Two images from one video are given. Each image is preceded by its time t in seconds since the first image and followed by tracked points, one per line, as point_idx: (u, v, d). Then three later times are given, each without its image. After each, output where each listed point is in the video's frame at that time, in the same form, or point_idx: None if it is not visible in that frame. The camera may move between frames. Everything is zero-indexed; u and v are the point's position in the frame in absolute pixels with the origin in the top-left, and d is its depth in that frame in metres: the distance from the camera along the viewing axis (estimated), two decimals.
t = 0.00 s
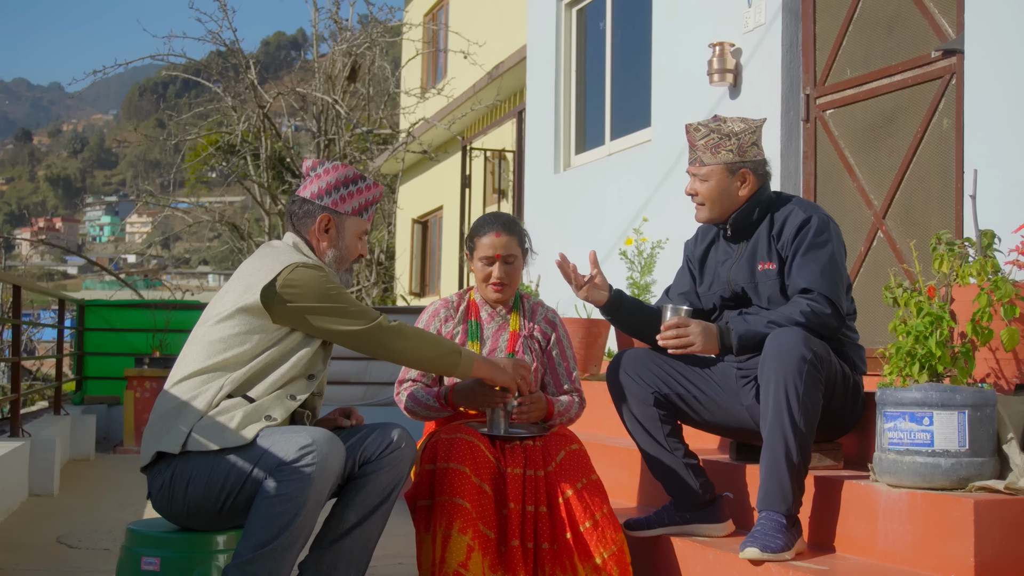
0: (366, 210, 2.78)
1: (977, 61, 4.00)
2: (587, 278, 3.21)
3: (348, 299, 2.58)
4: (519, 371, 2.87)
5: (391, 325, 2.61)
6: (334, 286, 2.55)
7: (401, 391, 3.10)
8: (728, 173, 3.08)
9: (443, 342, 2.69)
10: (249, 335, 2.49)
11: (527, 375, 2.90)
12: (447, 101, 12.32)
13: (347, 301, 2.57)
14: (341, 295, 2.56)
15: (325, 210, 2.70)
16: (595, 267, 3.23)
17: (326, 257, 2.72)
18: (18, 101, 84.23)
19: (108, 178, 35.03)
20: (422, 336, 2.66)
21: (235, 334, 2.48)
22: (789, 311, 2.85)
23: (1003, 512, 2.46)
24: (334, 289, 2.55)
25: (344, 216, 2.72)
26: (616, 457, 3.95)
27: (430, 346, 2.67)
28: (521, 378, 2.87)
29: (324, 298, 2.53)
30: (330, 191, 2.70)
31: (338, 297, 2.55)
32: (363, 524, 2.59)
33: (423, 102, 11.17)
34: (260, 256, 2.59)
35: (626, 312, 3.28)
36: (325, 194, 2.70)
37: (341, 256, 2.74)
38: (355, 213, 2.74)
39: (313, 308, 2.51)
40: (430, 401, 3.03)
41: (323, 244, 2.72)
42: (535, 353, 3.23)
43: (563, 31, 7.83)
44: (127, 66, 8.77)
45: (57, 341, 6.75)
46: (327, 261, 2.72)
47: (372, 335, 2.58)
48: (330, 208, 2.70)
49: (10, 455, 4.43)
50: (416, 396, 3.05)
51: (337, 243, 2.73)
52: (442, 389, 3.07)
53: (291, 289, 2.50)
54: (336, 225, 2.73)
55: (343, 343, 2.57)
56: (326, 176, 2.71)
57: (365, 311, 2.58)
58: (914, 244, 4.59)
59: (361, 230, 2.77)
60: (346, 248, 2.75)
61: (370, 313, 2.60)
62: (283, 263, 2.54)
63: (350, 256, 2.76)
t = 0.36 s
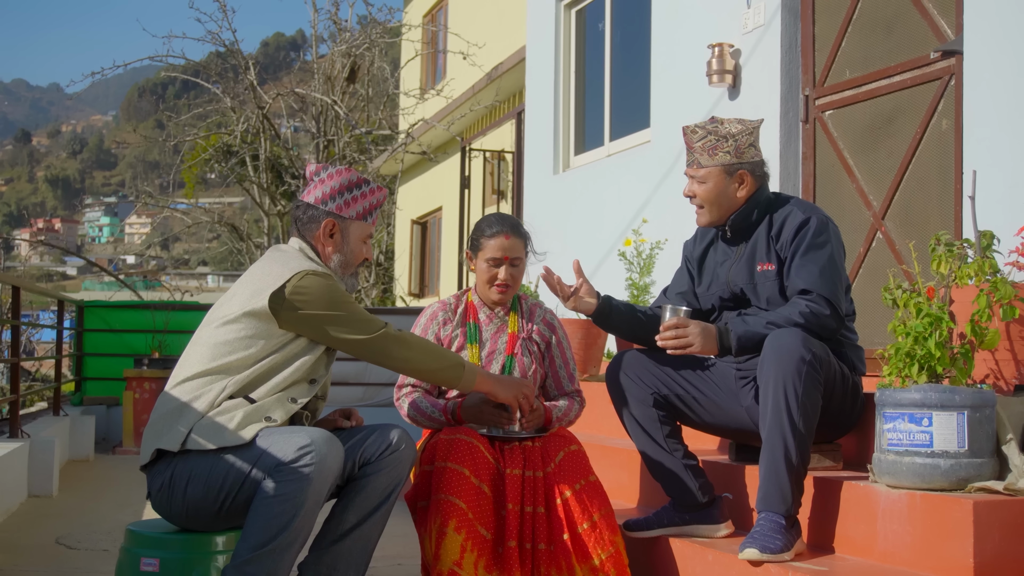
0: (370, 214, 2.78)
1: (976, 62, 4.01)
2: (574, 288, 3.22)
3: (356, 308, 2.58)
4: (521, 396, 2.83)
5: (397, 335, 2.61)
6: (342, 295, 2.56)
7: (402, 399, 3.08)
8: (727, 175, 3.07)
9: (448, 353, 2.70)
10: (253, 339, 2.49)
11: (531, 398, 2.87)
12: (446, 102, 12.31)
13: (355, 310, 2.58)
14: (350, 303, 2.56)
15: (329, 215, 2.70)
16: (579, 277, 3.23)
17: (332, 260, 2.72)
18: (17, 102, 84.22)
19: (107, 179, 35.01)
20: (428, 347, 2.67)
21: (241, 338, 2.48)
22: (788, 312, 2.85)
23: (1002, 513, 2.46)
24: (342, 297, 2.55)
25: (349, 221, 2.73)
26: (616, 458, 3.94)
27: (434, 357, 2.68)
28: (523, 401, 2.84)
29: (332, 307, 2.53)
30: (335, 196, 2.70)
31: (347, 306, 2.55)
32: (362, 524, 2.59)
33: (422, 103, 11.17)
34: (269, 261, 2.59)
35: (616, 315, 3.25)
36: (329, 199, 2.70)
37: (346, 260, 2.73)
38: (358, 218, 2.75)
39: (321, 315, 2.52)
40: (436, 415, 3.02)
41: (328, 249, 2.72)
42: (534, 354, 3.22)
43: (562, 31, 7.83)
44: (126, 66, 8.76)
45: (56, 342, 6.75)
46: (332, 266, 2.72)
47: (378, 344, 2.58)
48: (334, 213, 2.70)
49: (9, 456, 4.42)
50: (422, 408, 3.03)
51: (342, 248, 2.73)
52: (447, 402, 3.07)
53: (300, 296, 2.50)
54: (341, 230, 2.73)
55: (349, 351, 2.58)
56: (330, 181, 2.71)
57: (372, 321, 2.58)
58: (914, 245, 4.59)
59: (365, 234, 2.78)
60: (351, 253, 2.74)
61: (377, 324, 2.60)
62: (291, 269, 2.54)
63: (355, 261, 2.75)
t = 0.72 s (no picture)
0: (367, 213, 2.78)
1: (976, 63, 4.01)
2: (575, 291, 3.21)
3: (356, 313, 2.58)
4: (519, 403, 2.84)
5: (396, 340, 2.61)
6: (342, 299, 2.56)
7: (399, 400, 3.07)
8: (725, 176, 3.08)
9: (445, 359, 2.69)
10: (252, 341, 2.49)
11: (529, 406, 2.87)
12: (446, 102, 12.32)
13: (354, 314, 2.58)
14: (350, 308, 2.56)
15: (325, 215, 2.70)
16: (579, 279, 3.24)
17: (330, 262, 2.72)
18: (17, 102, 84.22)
19: (107, 179, 34.98)
20: (426, 351, 2.67)
21: (242, 340, 2.48)
22: (787, 312, 2.84)
23: (1001, 514, 2.46)
24: (343, 302, 2.55)
25: (345, 220, 2.73)
26: (616, 458, 3.94)
27: (432, 362, 2.67)
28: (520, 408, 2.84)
29: (332, 311, 2.53)
30: (331, 197, 2.70)
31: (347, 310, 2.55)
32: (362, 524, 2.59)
33: (422, 103, 11.17)
34: (270, 264, 2.58)
35: (616, 317, 3.25)
36: (325, 200, 2.70)
37: (344, 260, 2.74)
38: (355, 217, 2.75)
39: (321, 319, 2.52)
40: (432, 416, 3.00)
41: (325, 250, 2.72)
42: (532, 354, 3.23)
43: (562, 32, 7.83)
44: (126, 67, 8.76)
45: (56, 342, 6.75)
46: (332, 267, 2.73)
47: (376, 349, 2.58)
48: (331, 213, 2.70)
49: (9, 456, 4.42)
50: (418, 409, 3.02)
51: (340, 249, 2.73)
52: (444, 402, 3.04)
53: (300, 299, 2.50)
54: (338, 230, 2.73)
55: (347, 356, 2.58)
56: (325, 181, 2.71)
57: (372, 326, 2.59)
58: (913, 245, 4.59)
59: (363, 233, 2.78)
60: (349, 252, 2.75)
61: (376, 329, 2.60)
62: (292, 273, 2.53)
63: (353, 261, 2.76)
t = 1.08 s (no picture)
0: (339, 194, 2.77)
1: (976, 63, 4.01)
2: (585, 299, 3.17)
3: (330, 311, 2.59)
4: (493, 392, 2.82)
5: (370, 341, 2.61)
6: (316, 297, 2.57)
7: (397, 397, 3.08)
8: (725, 176, 3.08)
9: (420, 362, 2.69)
10: (234, 340, 2.49)
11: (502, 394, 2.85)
12: (446, 102, 12.31)
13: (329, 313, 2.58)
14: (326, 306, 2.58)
15: (298, 205, 2.71)
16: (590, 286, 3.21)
17: (310, 251, 2.74)
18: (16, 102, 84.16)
19: (107, 179, 34.94)
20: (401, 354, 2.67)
21: (224, 340, 2.48)
22: (787, 313, 2.84)
23: (1001, 514, 2.46)
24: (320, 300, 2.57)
25: (318, 207, 2.72)
26: (615, 458, 3.94)
27: (407, 365, 2.67)
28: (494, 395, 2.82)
29: (307, 307, 2.54)
30: (300, 185, 2.70)
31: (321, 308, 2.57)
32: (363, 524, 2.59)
33: (422, 103, 11.18)
34: (247, 259, 2.59)
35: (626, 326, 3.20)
36: (295, 190, 2.70)
37: (326, 244, 2.75)
38: (328, 201, 2.74)
39: (297, 316, 2.53)
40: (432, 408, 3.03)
41: (304, 239, 2.73)
42: (531, 354, 3.23)
43: (562, 32, 7.82)
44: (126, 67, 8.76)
45: (55, 342, 6.74)
46: (313, 254, 2.74)
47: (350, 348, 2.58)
48: (303, 202, 2.70)
49: (9, 457, 4.42)
50: (415, 400, 3.04)
51: (319, 235, 2.74)
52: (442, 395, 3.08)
53: (276, 296, 2.51)
54: (313, 219, 2.73)
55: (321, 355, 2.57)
56: (292, 171, 2.71)
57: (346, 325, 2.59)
58: (913, 245, 4.59)
59: (340, 216, 2.78)
60: (330, 237, 2.75)
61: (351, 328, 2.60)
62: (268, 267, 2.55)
63: (335, 245, 2.76)
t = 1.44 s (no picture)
0: (298, 171, 2.70)
1: (976, 63, 4.01)
2: (610, 297, 3.13)
3: (208, 302, 2.37)
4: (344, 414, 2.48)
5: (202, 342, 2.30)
6: (205, 284, 2.39)
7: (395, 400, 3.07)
8: (727, 174, 3.08)
9: (241, 375, 2.29)
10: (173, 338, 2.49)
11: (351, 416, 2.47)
12: (445, 102, 12.32)
13: (208, 305, 2.37)
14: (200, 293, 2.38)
15: (255, 185, 2.64)
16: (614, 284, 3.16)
17: (272, 231, 2.65)
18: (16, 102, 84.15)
19: (106, 179, 34.92)
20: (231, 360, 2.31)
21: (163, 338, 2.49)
22: (787, 313, 2.84)
23: (1001, 514, 2.46)
24: (197, 286, 2.38)
25: (275, 184, 2.65)
26: (615, 458, 3.94)
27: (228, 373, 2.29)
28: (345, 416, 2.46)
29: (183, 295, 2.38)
30: (255, 164, 2.64)
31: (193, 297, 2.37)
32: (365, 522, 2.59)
33: (422, 103, 11.18)
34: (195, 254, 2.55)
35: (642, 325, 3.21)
36: (250, 171, 2.64)
37: (289, 223, 2.66)
38: (285, 178, 2.67)
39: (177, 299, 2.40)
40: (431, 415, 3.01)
41: (265, 220, 2.65)
42: (531, 354, 3.25)
43: (562, 32, 7.83)
44: (126, 67, 8.76)
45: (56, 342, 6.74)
46: (275, 235, 2.65)
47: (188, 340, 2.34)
48: (259, 181, 2.64)
49: (9, 456, 4.42)
50: (411, 403, 3.04)
51: (280, 214, 2.66)
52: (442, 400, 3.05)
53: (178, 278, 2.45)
54: (272, 198, 2.66)
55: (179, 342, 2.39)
56: (247, 153, 2.66)
57: (194, 321, 2.33)
58: (913, 246, 4.59)
59: (300, 193, 2.70)
60: (293, 214, 2.67)
61: (204, 326, 2.34)
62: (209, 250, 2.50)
63: (299, 222, 2.68)
